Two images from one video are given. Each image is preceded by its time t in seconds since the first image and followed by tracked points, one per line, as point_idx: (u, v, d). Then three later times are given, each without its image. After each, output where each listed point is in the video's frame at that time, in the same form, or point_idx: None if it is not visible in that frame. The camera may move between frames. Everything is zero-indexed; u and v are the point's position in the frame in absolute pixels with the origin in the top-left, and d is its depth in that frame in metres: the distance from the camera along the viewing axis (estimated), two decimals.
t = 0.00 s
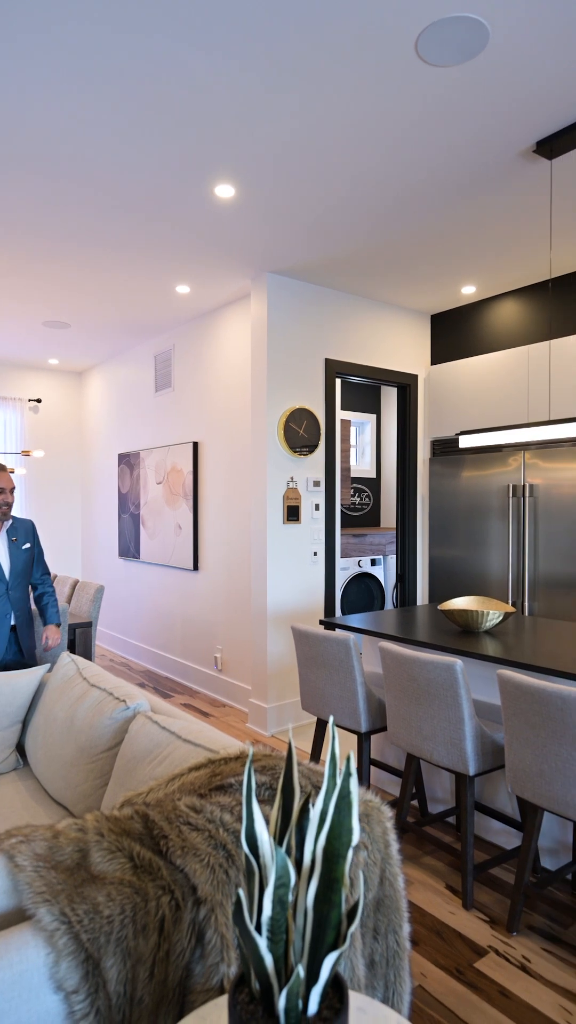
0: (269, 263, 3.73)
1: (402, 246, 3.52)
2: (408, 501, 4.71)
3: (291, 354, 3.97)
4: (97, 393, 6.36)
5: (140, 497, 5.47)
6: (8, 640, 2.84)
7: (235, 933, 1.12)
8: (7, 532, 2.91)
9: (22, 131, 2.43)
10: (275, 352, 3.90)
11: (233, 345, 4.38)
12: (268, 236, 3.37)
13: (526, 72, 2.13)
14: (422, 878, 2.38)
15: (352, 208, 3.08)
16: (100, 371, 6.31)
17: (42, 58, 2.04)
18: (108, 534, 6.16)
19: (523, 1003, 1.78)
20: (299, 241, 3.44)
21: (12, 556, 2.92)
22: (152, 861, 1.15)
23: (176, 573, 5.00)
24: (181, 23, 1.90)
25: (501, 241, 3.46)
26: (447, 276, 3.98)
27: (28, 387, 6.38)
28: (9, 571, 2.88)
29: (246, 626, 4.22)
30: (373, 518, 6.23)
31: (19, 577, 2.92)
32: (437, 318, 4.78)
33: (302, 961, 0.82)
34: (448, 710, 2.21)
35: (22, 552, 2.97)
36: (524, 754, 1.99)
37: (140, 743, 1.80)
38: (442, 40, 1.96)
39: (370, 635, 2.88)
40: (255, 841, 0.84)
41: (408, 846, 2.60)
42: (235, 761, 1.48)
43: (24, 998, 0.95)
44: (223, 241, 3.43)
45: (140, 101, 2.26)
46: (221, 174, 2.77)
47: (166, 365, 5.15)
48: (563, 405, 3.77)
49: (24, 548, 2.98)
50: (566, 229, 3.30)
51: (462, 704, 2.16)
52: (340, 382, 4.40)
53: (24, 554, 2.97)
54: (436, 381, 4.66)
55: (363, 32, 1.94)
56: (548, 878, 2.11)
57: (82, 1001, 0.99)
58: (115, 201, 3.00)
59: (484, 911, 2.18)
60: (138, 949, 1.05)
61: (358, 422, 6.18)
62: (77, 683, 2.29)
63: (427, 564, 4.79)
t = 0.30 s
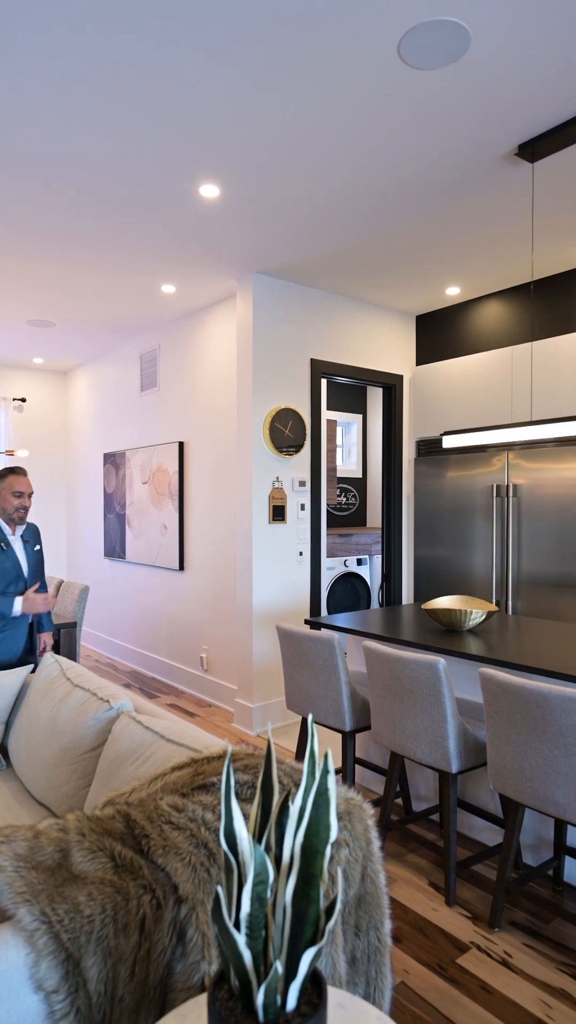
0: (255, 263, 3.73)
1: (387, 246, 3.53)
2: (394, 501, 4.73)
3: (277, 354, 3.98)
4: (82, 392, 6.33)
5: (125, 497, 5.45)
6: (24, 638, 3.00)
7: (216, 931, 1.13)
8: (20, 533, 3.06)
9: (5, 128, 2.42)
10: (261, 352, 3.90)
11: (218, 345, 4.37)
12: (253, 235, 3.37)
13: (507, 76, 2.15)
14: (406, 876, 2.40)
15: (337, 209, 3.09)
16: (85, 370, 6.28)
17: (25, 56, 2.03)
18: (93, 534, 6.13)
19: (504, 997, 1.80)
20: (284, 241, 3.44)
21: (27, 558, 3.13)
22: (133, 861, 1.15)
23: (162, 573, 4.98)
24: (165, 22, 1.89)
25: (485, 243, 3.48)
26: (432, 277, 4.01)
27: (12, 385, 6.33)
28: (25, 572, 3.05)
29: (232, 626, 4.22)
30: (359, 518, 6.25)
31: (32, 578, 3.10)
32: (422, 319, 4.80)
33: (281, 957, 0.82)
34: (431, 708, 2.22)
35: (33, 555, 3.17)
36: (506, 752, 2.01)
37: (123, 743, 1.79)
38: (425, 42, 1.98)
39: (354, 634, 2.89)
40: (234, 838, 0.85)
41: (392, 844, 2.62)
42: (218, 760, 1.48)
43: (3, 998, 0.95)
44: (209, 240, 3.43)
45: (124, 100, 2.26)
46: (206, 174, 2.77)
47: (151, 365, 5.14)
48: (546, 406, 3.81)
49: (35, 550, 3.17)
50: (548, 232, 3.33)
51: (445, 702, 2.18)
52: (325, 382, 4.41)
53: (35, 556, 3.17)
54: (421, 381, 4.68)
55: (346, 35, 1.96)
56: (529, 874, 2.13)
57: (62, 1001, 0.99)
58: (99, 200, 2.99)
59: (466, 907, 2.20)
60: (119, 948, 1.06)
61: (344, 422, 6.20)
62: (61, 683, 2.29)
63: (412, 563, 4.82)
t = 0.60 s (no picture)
0: (239, 263, 3.73)
1: (371, 247, 3.55)
2: (379, 501, 4.75)
3: (262, 354, 3.98)
4: (66, 392, 6.30)
5: (110, 497, 5.43)
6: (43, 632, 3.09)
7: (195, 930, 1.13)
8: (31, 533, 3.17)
9: None
10: (245, 352, 3.90)
11: (203, 344, 4.37)
12: (237, 235, 3.37)
13: (488, 80, 2.17)
14: (389, 874, 2.41)
15: (321, 209, 3.10)
16: (69, 369, 6.24)
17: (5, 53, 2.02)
18: (78, 534, 6.09)
19: (485, 993, 1.81)
20: (268, 241, 3.44)
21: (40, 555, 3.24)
22: (112, 860, 1.15)
23: (146, 573, 4.97)
24: (147, 21, 1.89)
25: (469, 244, 3.50)
26: (416, 278, 4.03)
27: None
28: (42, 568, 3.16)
29: (216, 626, 4.22)
30: (345, 518, 6.27)
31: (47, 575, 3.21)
32: (407, 320, 4.83)
33: (258, 955, 0.83)
34: (414, 707, 2.23)
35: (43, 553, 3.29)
36: (487, 750, 2.03)
37: (105, 743, 1.79)
38: (406, 43, 1.98)
39: (338, 634, 2.90)
40: (211, 836, 0.85)
41: (375, 843, 2.63)
42: (199, 760, 1.48)
43: None
44: (193, 240, 3.42)
45: (106, 99, 2.25)
46: (190, 174, 2.77)
47: (136, 364, 5.12)
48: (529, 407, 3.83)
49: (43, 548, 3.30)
50: (530, 234, 3.36)
51: (427, 701, 2.19)
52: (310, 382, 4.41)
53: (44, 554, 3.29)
54: (406, 382, 4.71)
55: (329, 38, 1.97)
56: (510, 871, 2.15)
57: (40, 1001, 0.99)
58: (83, 200, 2.98)
59: (448, 904, 2.22)
60: (98, 948, 1.05)
61: (330, 422, 6.21)
62: (43, 683, 2.28)
63: (397, 563, 4.84)
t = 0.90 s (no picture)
0: (223, 262, 3.73)
1: (354, 247, 3.56)
2: (363, 500, 4.77)
3: (246, 354, 3.98)
4: (50, 391, 6.25)
5: (94, 496, 5.40)
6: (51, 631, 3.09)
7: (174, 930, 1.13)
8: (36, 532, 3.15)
9: None
10: (230, 351, 3.90)
11: (187, 344, 4.36)
12: (220, 235, 3.37)
13: (470, 82, 2.18)
14: (372, 872, 2.42)
15: (304, 209, 3.11)
16: (53, 368, 6.20)
17: None
18: (62, 535, 6.06)
19: (465, 989, 1.82)
20: (252, 240, 3.44)
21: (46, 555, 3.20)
22: (91, 860, 1.15)
23: (130, 573, 4.95)
24: (127, 19, 1.89)
25: (451, 245, 3.52)
26: (399, 278, 4.04)
27: None
28: (49, 568, 3.15)
29: (201, 626, 4.21)
30: (330, 518, 6.28)
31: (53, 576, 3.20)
32: (391, 320, 4.85)
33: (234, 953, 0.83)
34: (396, 706, 2.25)
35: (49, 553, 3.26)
36: (468, 748, 2.04)
37: (86, 743, 1.78)
38: (388, 44, 1.99)
39: (322, 633, 2.90)
40: (187, 835, 0.84)
41: (358, 841, 2.64)
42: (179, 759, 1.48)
43: None
44: (176, 239, 3.41)
45: (88, 96, 2.24)
46: (173, 173, 2.76)
47: (120, 363, 5.10)
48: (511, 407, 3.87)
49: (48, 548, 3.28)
50: (511, 236, 3.39)
51: (409, 700, 2.20)
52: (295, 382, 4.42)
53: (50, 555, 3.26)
54: (390, 382, 4.73)
55: (310, 39, 1.97)
56: (491, 867, 2.16)
57: (16, 1003, 0.98)
58: (65, 198, 2.96)
59: (430, 901, 2.23)
60: (75, 949, 1.05)
61: (315, 422, 6.22)
62: (24, 683, 2.26)
63: (381, 563, 4.86)
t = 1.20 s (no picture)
0: (207, 261, 3.72)
1: (338, 247, 3.56)
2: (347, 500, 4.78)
3: (230, 353, 3.97)
4: (33, 390, 6.21)
5: (78, 496, 5.37)
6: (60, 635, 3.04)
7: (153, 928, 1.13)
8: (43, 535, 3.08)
9: None
10: (214, 351, 3.89)
11: (171, 343, 4.35)
12: (204, 234, 3.36)
13: (452, 84, 2.20)
14: (355, 870, 2.43)
15: (288, 209, 3.11)
16: (36, 367, 6.16)
17: None
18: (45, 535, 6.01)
19: (446, 985, 1.83)
20: (235, 240, 3.44)
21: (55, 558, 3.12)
22: (69, 861, 1.14)
23: (114, 573, 4.92)
24: (108, 16, 1.88)
25: (434, 246, 3.54)
26: (383, 279, 4.06)
27: None
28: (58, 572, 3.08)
29: (185, 626, 4.20)
30: (315, 517, 6.28)
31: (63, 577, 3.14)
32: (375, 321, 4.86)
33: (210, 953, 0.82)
34: (378, 704, 2.25)
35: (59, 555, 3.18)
36: (450, 746, 2.05)
37: (66, 744, 1.77)
38: (370, 46, 2.00)
39: (305, 633, 2.91)
40: (164, 834, 0.84)
41: (341, 840, 2.65)
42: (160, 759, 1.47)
43: None
44: (159, 237, 3.40)
45: (68, 93, 2.23)
46: (156, 171, 2.75)
47: (103, 362, 5.07)
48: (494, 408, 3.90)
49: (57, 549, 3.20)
50: (494, 237, 3.42)
51: (392, 698, 2.21)
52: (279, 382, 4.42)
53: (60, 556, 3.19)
54: (374, 382, 4.74)
55: (292, 39, 1.98)
56: (473, 864, 2.18)
57: None
58: (47, 195, 2.94)
59: (412, 899, 2.24)
60: (52, 950, 1.04)
61: (300, 422, 6.22)
62: (4, 684, 2.25)
63: (365, 562, 4.87)
